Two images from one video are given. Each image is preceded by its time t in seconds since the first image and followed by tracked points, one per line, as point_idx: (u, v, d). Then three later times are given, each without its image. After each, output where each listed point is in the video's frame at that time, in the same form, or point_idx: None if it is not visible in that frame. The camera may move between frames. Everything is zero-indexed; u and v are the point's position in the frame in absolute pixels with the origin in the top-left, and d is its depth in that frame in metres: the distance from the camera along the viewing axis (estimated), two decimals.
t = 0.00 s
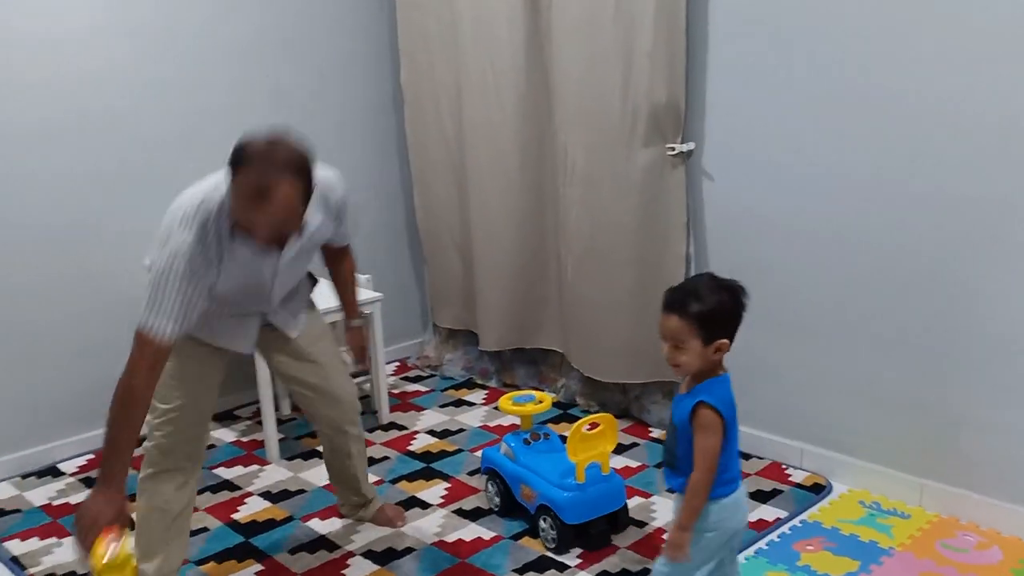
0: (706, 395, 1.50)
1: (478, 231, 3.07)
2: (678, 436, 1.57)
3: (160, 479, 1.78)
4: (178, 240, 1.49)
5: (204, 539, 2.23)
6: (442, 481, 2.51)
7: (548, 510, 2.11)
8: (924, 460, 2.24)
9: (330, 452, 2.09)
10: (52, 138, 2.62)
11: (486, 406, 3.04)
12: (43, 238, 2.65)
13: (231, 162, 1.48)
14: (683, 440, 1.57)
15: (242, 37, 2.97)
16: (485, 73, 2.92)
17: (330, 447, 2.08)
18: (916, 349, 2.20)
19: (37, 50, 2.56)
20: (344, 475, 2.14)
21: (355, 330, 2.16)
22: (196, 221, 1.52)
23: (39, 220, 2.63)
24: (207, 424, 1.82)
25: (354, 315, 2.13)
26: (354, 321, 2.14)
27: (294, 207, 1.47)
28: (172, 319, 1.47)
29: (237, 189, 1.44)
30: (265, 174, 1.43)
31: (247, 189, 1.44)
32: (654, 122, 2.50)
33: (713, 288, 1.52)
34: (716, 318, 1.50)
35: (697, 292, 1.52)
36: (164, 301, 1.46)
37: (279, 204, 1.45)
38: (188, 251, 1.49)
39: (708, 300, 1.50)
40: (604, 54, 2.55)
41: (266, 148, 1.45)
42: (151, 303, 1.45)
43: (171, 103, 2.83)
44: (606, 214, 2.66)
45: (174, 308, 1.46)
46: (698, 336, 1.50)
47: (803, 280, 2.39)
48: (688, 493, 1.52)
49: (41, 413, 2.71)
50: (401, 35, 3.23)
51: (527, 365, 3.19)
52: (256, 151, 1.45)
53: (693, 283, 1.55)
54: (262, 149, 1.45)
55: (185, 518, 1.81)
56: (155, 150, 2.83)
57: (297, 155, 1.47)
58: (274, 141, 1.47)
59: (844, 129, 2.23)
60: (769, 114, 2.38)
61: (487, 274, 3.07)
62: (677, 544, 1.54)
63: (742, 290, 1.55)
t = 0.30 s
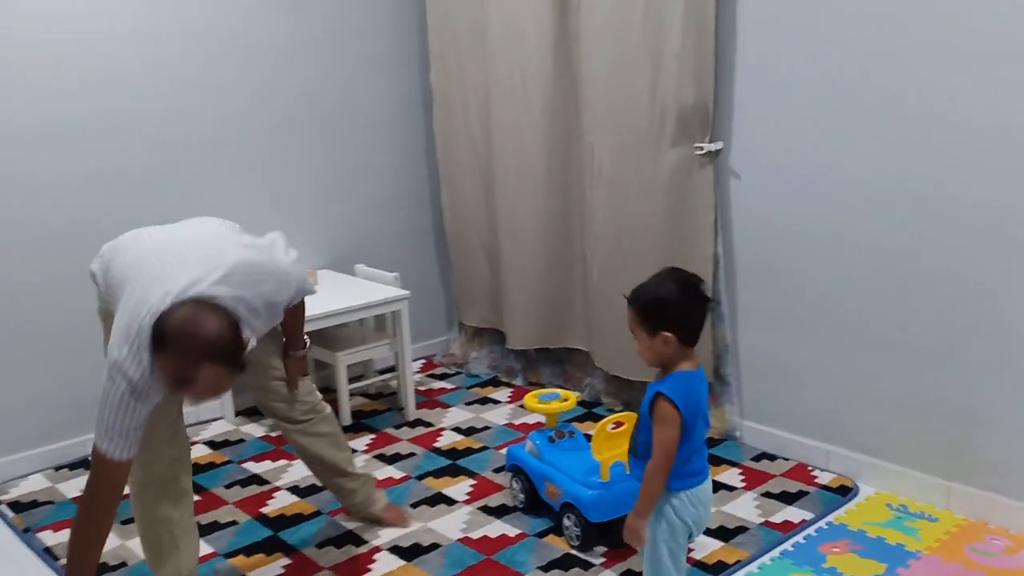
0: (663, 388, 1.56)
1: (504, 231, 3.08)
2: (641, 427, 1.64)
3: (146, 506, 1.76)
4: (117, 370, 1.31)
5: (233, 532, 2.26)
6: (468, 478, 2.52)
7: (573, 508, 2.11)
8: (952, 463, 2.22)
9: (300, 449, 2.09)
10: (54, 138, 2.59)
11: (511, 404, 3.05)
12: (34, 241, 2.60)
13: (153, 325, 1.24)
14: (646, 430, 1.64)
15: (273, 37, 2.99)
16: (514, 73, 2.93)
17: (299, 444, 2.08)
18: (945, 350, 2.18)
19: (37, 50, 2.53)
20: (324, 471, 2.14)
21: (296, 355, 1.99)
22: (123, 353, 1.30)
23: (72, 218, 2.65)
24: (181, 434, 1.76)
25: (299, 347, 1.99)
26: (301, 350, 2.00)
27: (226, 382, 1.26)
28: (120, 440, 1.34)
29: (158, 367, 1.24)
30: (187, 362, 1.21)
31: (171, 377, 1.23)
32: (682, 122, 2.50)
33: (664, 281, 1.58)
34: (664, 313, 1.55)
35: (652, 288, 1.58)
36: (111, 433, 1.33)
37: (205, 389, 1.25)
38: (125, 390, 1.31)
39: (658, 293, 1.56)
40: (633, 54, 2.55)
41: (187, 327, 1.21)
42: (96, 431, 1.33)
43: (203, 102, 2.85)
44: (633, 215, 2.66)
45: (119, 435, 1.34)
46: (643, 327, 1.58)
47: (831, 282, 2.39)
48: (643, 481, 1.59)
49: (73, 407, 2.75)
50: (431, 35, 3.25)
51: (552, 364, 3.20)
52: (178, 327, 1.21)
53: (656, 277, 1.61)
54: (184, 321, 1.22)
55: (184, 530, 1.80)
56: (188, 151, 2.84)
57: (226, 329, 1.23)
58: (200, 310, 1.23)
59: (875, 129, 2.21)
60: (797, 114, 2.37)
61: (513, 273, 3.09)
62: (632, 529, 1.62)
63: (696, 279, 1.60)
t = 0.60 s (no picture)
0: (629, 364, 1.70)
1: (534, 228, 3.10)
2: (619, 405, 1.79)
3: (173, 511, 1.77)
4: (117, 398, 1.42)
5: (266, 524, 2.29)
6: (497, 473, 2.54)
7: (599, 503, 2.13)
8: (986, 464, 2.20)
9: (286, 464, 2.12)
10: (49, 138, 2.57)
11: (540, 400, 3.06)
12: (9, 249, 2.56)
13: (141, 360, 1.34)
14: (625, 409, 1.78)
15: (310, 35, 3.03)
16: (543, 69, 2.94)
17: (287, 458, 2.12)
18: (980, 350, 2.17)
19: (53, 50, 2.55)
20: (308, 486, 2.17)
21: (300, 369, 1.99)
22: (123, 382, 1.41)
23: (112, 210, 2.71)
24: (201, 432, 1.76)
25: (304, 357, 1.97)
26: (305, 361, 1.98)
27: (214, 414, 1.37)
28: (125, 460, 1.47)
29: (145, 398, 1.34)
30: (172, 397, 1.31)
31: (160, 410, 1.34)
32: (716, 119, 2.51)
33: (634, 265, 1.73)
34: (632, 297, 1.70)
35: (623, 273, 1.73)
36: (117, 452, 1.45)
37: (193, 421, 1.36)
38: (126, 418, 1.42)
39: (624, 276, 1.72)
40: (666, 50, 2.56)
41: (171, 365, 1.30)
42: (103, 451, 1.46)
43: (238, 98, 2.90)
44: (666, 210, 2.67)
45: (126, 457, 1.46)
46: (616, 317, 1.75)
47: (864, 280, 2.37)
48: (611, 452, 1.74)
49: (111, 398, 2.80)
50: (462, 32, 3.27)
51: (581, 361, 3.21)
52: (163, 365, 1.30)
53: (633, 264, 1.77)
54: (169, 358, 1.31)
55: (212, 527, 1.81)
56: (223, 146, 2.89)
57: (207, 364, 1.32)
58: (183, 346, 1.32)
59: (910, 127, 2.20)
60: (830, 111, 2.36)
61: (542, 269, 3.10)
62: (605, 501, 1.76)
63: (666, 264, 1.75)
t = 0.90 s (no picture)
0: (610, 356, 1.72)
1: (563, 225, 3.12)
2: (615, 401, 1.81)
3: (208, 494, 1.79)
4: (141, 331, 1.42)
5: (298, 516, 2.32)
6: (525, 470, 2.55)
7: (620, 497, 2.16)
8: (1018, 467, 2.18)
9: (320, 454, 2.15)
10: (41, 138, 2.56)
11: (568, 397, 3.07)
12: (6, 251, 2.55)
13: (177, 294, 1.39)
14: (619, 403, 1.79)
15: (343, 34, 3.06)
16: (576, 66, 2.95)
17: (320, 449, 2.14)
18: (1014, 352, 2.15)
19: (92, 49, 2.60)
20: (341, 476, 2.20)
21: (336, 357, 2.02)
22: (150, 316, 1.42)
23: (149, 207, 2.75)
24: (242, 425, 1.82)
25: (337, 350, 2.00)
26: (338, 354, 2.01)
27: (251, 347, 1.40)
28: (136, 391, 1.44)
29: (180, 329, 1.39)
30: (206, 327, 1.35)
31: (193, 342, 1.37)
32: (748, 116, 2.50)
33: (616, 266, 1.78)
34: (615, 297, 1.74)
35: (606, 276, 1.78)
36: (122, 379, 1.43)
37: (230, 350, 1.38)
38: (152, 350, 1.43)
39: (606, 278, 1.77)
40: (700, 47, 2.56)
41: (207, 294, 1.35)
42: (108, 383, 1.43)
43: (271, 96, 2.93)
44: (697, 208, 2.67)
45: (139, 390, 1.44)
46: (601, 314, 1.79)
47: (895, 280, 2.36)
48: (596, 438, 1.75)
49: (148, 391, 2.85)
50: (494, 29, 3.29)
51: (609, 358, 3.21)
52: (200, 295, 1.35)
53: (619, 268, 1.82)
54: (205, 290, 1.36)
55: (247, 518, 1.84)
56: (255, 145, 2.92)
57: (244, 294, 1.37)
58: (218, 278, 1.37)
59: (946, 126, 2.18)
60: (862, 110, 2.35)
61: (571, 266, 3.11)
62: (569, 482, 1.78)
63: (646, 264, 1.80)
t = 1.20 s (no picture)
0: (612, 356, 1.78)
1: (587, 225, 3.12)
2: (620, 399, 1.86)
3: (236, 488, 1.81)
4: (173, 294, 1.55)
5: (324, 513, 2.35)
6: (548, 469, 2.56)
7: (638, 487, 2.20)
8: None
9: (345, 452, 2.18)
10: (40, 138, 2.53)
11: (591, 398, 3.08)
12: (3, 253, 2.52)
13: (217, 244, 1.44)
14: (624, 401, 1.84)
15: (370, 35, 3.07)
16: (601, 67, 2.96)
17: (345, 446, 2.17)
18: None
19: (123, 51, 2.63)
20: (366, 471, 2.21)
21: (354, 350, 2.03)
22: (180, 281, 1.55)
23: (178, 208, 2.78)
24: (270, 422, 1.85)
25: (356, 339, 2.02)
26: (358, 346, 2.03)
27: (290, 290, 1.43)
28: (177, 349, 1.56)
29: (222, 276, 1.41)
30: (249, 267, 1.38)
31: (237, 283, 1.40)
32: (776, 118, 2.50)
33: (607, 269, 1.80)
34: (611, 298, 1.76)
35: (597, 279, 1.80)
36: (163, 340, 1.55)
37: (273, 289, 1.40)
38: (185, 308, 1.55)
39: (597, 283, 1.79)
40: (726, 48, 2.55)
41: (247, 235, 1.40)
42: (151, 346, 1.56)
43: (297, 96, 2.95)
44: (724, 208, 2.67)
45: (178, 351, 1.56)
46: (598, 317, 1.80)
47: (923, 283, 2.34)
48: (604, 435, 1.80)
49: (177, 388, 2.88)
50: (520, 30, 3.30)
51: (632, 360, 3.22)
52: (239, 239, 1.40)
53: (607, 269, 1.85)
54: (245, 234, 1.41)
55: (275, 514, 1.86)
56: (283, 146, 2.95)
57: (281, 236, 1.41)
58: (257, 221, 1.42)
59: (973, 129, 2.16)
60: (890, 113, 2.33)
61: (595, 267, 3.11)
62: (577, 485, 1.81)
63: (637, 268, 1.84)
